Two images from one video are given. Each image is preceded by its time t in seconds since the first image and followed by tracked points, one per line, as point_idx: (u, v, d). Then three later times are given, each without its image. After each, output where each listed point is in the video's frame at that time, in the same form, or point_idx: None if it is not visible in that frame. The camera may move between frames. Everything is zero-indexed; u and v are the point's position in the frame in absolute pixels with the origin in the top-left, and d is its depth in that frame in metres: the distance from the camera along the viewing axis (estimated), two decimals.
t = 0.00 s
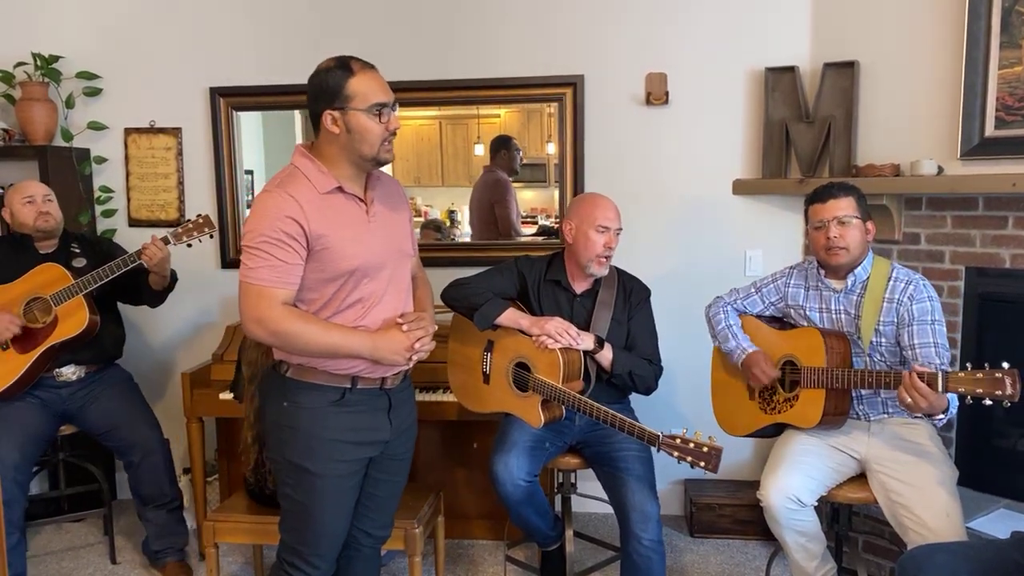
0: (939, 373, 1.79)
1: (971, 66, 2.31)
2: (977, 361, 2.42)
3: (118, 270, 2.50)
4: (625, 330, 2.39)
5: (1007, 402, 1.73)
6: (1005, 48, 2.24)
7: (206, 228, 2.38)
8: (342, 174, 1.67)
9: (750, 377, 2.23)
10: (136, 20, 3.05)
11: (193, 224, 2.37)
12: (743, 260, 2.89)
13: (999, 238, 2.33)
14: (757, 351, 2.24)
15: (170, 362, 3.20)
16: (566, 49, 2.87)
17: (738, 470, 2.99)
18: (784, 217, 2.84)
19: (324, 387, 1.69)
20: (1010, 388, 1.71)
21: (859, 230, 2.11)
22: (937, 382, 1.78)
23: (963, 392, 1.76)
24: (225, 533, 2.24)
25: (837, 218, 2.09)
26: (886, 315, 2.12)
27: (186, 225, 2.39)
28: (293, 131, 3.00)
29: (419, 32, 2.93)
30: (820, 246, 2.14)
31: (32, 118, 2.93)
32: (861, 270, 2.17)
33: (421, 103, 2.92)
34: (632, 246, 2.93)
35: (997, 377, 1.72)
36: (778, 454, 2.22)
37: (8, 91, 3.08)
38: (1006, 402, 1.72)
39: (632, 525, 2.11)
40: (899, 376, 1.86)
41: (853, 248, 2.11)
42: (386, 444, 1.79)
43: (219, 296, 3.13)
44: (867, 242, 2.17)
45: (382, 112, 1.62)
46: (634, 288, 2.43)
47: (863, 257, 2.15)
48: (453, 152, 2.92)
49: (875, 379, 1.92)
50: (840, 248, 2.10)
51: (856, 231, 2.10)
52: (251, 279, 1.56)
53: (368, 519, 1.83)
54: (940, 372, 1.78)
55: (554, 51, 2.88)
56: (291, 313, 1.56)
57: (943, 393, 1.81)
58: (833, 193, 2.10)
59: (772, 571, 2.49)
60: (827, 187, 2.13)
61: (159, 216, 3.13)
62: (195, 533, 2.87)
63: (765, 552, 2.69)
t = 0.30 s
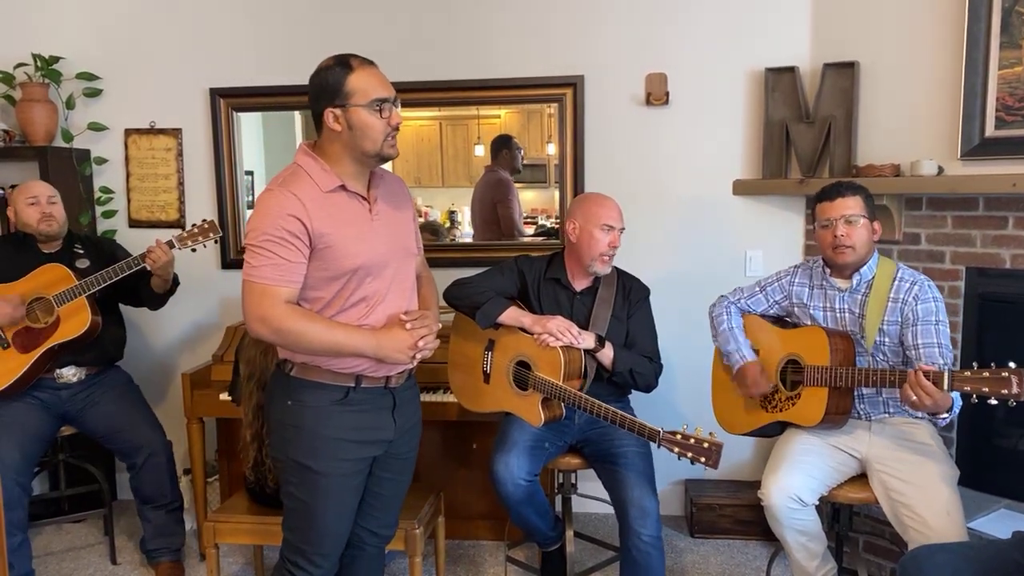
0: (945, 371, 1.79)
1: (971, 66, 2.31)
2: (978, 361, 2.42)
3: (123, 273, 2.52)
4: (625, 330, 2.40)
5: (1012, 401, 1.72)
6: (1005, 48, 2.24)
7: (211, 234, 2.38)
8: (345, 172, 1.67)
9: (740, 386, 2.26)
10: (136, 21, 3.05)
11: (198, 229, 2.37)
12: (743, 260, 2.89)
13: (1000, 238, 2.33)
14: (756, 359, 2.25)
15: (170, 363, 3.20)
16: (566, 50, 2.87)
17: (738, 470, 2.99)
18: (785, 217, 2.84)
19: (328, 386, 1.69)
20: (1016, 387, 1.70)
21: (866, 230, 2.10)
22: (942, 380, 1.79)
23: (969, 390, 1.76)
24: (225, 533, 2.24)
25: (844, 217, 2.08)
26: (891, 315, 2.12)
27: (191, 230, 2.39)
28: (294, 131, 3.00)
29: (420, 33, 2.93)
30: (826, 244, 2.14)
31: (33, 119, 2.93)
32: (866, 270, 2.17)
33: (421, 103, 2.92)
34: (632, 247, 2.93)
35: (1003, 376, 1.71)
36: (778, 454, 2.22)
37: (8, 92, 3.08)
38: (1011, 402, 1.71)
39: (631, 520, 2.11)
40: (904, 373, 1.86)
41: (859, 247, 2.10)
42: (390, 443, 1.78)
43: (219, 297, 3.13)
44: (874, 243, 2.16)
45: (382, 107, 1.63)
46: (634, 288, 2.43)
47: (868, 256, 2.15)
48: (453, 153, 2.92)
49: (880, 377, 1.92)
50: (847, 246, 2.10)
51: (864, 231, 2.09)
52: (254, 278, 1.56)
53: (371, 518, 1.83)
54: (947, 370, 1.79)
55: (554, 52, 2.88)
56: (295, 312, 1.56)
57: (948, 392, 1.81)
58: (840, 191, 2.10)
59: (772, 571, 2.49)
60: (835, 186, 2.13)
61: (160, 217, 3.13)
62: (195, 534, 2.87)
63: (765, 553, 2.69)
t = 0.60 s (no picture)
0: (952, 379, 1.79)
1: (972, 68, 2.31)
2: (979, 363, 2.42)
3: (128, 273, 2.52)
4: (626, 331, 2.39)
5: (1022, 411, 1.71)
6: (1006, 50, 2.25)
7: (215, 235, 2.38)
8: (348, 172, 1.67)
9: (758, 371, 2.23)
10: (138, 22, 3.06)
11: (202, 229, 2.37)
12: (744, 261, 2.89)
13: (1001, 239, 2.33)
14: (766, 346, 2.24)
15: (171, 363, 3.20)
16: (567, 51, 2.87)
17: (738, 472, 2.99)
18: (785, 219, 2.84)
19: (327, 386, 1.69)
20: None
21: (881, 233, 2.09)
22: (949, 389, 1.78)
23: (977, 400, 1.76)
24: (225, 534, 2.24)
25: (860, 218, 2.08)
26: (900, 317, 2.12)
27: (195, 231, 2.39)
28: (295, 132, 3.00)
29: (421, 34, 2.94)
30: (840, 244, 2.13)
31: (34, 120, 2.93)
32: (877, 270, 2.17)
33: (421, 104, 2.92)
34: (632, 248, 2.94)
35: (1012, 386, 1.71)
36: (781, 454, 2.22)
37: (9, 92, 3.08)
38: (1019, 412, 1.72)
39: (630, 525, 2.11)
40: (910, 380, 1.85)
41: (872, 251, 2.10)
42: (390, 444, 1.78)
43: (220, 297, 3.13)
44: (887, 245, 2.16)
45: (382, 102, 1.62)
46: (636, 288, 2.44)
47: (880, 258, 2.14)
48: (453, 154, 2.92)
49: (886, 382, 1.92)
50: (860, 248, 2.10)
51: (879, 233, 2.09)
52: (255, 276, 1.56)
53: (372, 519, 1.83)
54: (954, 379, 1.78)
55: (555, 53, 2.88)
56: (295, 310, 1.56)
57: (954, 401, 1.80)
58: (858, 192, 2.09)
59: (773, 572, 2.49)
60: (852, 186, 2.12)
61: (161, 217, 3.13)
62: (195, 534, 2.87)
63: (766, 554, 2.69)
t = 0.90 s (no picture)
0: (967, 392, 1.79)
1: (974, 68, 2.31)
2: (981, 365, 2.42)
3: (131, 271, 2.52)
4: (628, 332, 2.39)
5: None
6: (1009, 51, 2.25)
7: (219, 235, 2.38)
8: (346, 171, 1.68)
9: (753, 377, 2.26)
10: (140, 23, 3.06)
11: (206, 229, 2.37)
12: (746, 262, 2.89)
13: (1004, 241, 2.33)
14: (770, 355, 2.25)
15: (173, 363, 3.21)
16: (569, 52, 2.88)
17: (740, 473, 2.99)
18: (787, 219, 2.84)
19: (322, 386, 1.69)
20: None
21: (901, 238, 2.08)
22: (963, 401, 1.79)
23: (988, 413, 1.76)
24: (227, 533, 2.24)
25: (881, 223, 2.07)
26: (914, 322, 2.11)
27: (199, 230, 2.40)
28: (297, 132, 3.00)
29: (424, 35, 2.94)
30: (858, 247, 2.12)
31: (37, 119, 2.94)
32: (894, 274, 2.16)
33: (424, 105, 2.92)
34: (634, 248, 2.94)
35: None
36: (786, 455, 2.22)
37: (12, 92, 3.09)
38: None
39: (633, 525, 2.11)
40: (924, 390, 1.85)
41: (890, 255, 2.09)
42: (387, 445, 1.78)
43: (222, 298, 3.14)
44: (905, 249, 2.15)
45: (382, 107, 1.62)
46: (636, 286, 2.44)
47: (897, 264, 2.13)
48: (456, 154, 2.93)
49: (897, 390, 1.91)
50: (878, 253, 2.09)
51: (899, 238, 2.08)
52: (253, 272, 1.57)
53: (371, 520, 1.83)
54: (968, 392, 1.79)
55: (556, 54, 2.88)
56: (292, 306, 1.56)
57: (966, 411, 1.81)
58: (883, 195, 2.08)
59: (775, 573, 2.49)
60: (877, 188, 2.11)
61: (163, 217, 3.13)
62: (197, 534, 2.87)
63: (768, 555, 2.69)
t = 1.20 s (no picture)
0: (981, 400, 1.77)
1: (979, 67, 2.30)
2: (985, 363, 2.42)
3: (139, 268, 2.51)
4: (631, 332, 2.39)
5: None
6: (1014, 49, 2.24)
7: (224, 232, 2.38)
8: (344, 170, 1.68)
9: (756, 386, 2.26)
10: (144, 22, 3.06)
11: (211, 226, 2.37)
12: (750, 261, 2.88)
13: (1008, 239, 2.33)
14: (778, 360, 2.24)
15: (177, 361, 3.21)
16: (573, 50, 2.87)
17: (743, 471, 2.99)
18: (791, 218, 2.84)
19: (318, 383, 1.69)
20: None
21: (921, 239, 2.08)
22: (976, 409, 1.78)
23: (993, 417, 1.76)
24: (230, 531, 2.24)
25: (903, 222, 2.06)
26: (928, 324, 2.11)
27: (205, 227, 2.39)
28: (300, 131, 3.00)
29: (427, 33, 2.94)
30: (877, 245, 2.12)
31: (41, 118, 2.94)
32: (909, 275, 2.16)
33: (427, 103, 2.92)
34: (637, 247, 2.94)
35: None
36: (792, 454, 2.22)
37: (17, 91, 3.09)
38: None
39: (635, 525, 2.12)
40: (938, 397, 1.84)
41: (908, 257, 2.09)
42: (384, 443, 1.78)
43: (225, 296, 3.14)
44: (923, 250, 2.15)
45: (383, 110, 1.62)
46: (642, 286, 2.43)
47: (914, 263, 2.13)
48: (459, 152, 2.93)
49: (909, 394, 1.90)
50: (896, 252, 2.09)
51: (918, 239, 2.07)
52: (249, 269, 1.58)
53: (370, 519, 1.84)
54: (982, 400, 1.77)
55: (560, 52, 2.88)
56: (286, 303, 1.57)
57: (979, 419, 1.80)
58: (907, 193, 2.06)
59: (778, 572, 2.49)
60: (900, 186, 2.09)
61: (167, 215, 3.14)
62: (201, 532, 2.88)
63: (771, 554, 2.69)
